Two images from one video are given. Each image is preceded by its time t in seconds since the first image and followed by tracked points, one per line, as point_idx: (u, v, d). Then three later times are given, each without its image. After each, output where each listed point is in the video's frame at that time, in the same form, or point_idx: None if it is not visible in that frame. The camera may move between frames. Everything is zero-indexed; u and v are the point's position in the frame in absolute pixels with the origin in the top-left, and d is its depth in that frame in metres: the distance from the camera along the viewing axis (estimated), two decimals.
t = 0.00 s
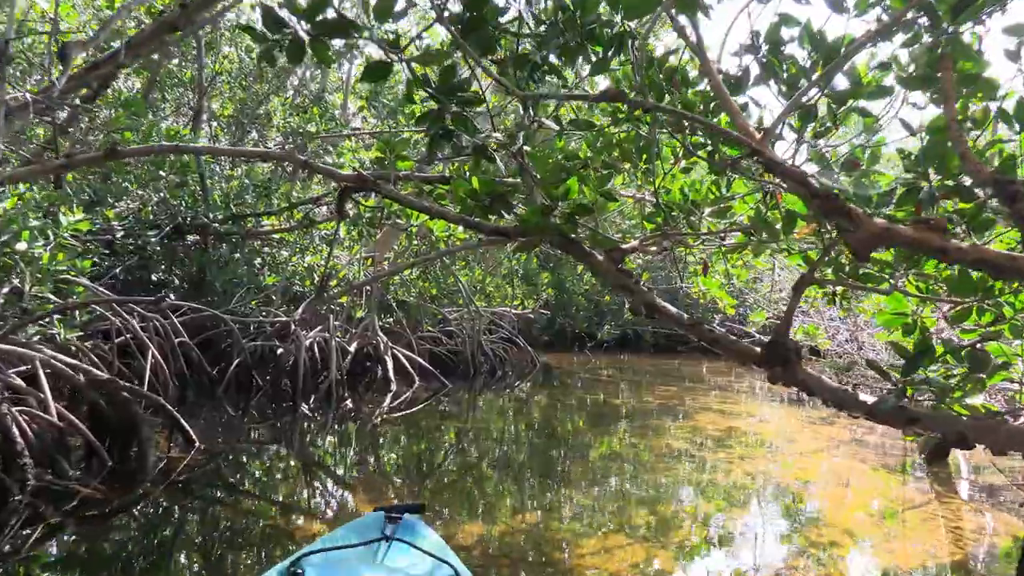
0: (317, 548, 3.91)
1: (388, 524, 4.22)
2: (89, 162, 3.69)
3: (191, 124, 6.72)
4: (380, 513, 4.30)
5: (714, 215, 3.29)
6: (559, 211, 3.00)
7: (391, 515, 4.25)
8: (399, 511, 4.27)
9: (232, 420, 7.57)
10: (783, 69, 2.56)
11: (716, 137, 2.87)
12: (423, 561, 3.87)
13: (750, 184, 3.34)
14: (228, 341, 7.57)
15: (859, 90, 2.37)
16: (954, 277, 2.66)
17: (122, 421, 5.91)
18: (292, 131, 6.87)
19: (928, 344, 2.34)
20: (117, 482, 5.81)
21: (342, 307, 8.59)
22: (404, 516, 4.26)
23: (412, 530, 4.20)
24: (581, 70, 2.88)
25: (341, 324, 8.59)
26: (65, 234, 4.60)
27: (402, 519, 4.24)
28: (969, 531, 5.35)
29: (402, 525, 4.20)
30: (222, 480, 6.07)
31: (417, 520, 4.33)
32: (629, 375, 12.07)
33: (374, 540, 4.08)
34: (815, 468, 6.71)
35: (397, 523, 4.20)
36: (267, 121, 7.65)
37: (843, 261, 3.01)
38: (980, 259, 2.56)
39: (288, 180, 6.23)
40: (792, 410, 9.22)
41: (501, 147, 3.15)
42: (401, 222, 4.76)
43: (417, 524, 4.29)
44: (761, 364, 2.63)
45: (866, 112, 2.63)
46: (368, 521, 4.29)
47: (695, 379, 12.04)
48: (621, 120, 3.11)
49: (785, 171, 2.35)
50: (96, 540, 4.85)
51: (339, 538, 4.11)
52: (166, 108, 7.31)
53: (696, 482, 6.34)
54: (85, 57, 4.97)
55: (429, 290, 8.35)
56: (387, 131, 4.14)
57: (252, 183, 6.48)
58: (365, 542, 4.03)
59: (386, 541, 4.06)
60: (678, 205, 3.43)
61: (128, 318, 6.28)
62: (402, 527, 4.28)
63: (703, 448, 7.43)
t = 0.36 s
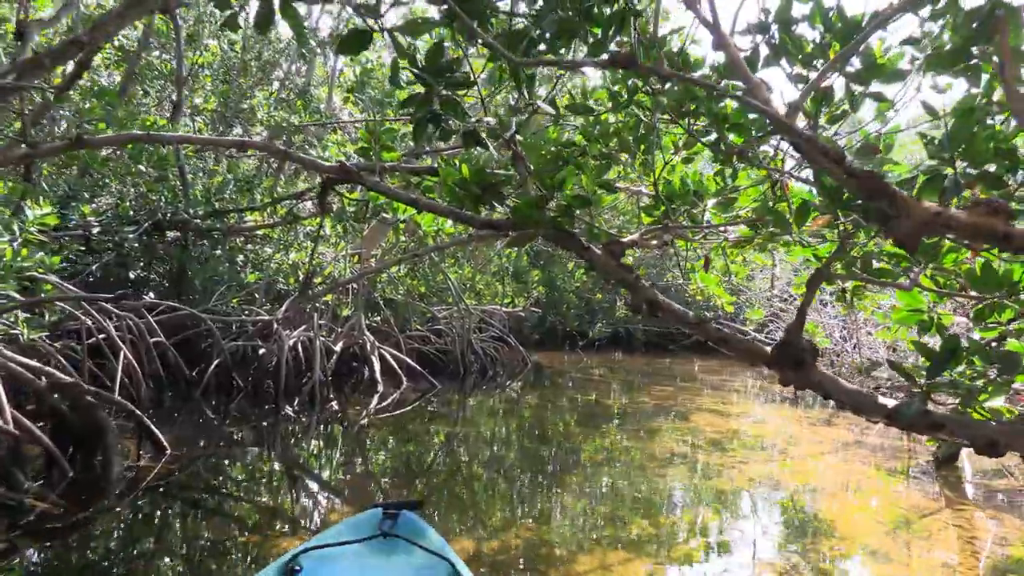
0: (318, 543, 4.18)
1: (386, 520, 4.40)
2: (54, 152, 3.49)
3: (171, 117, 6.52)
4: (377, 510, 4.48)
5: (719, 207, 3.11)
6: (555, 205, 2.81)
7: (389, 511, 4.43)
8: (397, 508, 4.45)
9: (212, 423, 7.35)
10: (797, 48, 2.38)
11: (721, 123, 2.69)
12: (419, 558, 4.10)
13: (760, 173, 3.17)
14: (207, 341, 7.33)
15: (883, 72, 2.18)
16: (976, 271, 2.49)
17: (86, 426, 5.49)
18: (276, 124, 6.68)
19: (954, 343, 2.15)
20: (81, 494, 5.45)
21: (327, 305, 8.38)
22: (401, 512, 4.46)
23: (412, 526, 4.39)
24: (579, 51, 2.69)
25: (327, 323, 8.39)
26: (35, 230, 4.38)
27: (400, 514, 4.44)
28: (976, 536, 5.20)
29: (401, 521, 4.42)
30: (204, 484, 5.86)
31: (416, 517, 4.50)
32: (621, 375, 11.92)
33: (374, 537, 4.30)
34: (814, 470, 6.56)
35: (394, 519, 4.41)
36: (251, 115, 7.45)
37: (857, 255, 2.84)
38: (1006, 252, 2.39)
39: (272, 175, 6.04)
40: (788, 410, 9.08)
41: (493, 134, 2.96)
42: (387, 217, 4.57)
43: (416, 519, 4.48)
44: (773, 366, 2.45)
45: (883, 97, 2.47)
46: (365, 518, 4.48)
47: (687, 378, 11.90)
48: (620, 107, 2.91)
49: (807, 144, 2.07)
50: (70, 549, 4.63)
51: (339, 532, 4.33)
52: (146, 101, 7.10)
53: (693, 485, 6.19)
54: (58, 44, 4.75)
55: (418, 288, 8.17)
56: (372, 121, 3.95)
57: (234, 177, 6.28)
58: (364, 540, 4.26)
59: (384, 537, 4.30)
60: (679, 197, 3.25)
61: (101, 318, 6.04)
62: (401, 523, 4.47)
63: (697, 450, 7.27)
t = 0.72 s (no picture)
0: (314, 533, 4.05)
1: (386, 508, 4.26)
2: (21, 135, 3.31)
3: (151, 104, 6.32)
4: (377, 497, 4.35)
5: (724, 191, 2.95)
6: (552, 188, 2.64)
7: (388, 498, 4.30)
8: (396, 495, 4.32)
9: (193, 419, 7.14)
10: (815, 19, 2.18)
11: (729, 101, 2.52)
12: (418, 546, 3.98)
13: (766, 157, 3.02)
14: (188, 335, 7.13)
15: (907, 42, 2.02)
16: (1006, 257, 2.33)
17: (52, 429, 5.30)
18: (260, 110, 6.49)
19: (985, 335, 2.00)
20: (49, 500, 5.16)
21: (314, 298, 8.19)
22: (400, 499, 4.31)
23: (412, 513, 4.25)
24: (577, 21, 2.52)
25: (314, 315, 8.20)
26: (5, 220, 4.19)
27: (399, 502, 4.30)
28: (982, 531, 5.06)
29: (400, 508, 4.27)
30: (187, 480, 5.68)
31: (415, 503, 4.37)
32: (615, 367, 11.78)
33: (374, 525, 4.17)
34: (813, 463, 6.43)
35: (394, 506, 4.27)
36: (235, 103, 7.26)
37: (873, 241, 2.69)
38: None
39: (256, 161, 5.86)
40: (784, 403, 8.95)
41: (485, 111, 2.79)
42: (375, 205, 4.40)
43: (417, 506, 4.33)
44: (787, 361, 2.29)
45: (903, 73, 2.31)
46: (365, 506, 4.36)
47: (681, 371, 11.77)
48: (620, 84, 2.74)
49: (843, 114, 1.84)
50: (47, 548, 4.44)
51: (335, 522, 4.21)
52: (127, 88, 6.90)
53: (690, 478, 6.05)
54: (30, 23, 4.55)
55: (407, 279, 8.00)
56: (358, 102, 3.77)
57: (216, 165, 6.09)
58: (365, 528, 4.14)
59: (383, 525, 4.16)
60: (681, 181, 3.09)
61: (75, 312, 5.82)
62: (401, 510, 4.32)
63: (693, 443, 7.13)
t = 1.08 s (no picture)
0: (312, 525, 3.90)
1: (384, 502, 4.07)
2: None
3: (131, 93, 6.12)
4: (376, 491, 4.14)
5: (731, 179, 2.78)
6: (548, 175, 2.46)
7: (387, 493, 4.10)
8: (395, 490, 4.12)
9: (175, 417, 6.92)
10: None
11: (739, 81, 2.34)
12: (415, 542, 3.82)
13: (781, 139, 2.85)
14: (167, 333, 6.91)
15: (939, 15, 1.78)
16: None
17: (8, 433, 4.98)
18: (244, 100, 6.29)
19: None
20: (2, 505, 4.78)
21: (300, 293, 7.99)
22: (399, 493, 4.11)
23: (410, 508, 4.05)
24: None
25: (301, 311, 8.01)
26: None
27: (399, 496, 4.11)
28: (990, 531, 4.91)
29: (400, 503, 4.08)
30: (170, 480, 5.49)
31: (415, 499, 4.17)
32: (608, 364, 11.62)
33: (372, 519, 3.98)
34: (812, 459, 6.30)
35: (393, 501, 4.07)
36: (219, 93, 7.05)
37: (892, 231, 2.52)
38: None
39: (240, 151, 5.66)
40: (779, 400, 8.82)
41: (478, 92, 2.60)
42: (361, 196, 4.21)
43: (416, 500, 4.14)
44: (803, 361, 2.12)
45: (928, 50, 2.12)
46: (361, 502, 4.13)
47: (674, 367, 11.65)
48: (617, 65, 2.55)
49: (894, 82, 1.89)
50: (21, 550, 4.23)
51: (332, 518, 4.00)
52: (107, 77, 6.68)
53: (687, 477, 5.91)
54: None
55: (397, 274, 7.81)
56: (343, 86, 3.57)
57: (199, 156, 5.88)
58: (362, 522, 3.94)
59: (382, 520, 3.97)
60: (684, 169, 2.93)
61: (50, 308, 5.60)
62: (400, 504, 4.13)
63: (689, 440, 6.99)
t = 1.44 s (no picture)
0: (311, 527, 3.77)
1: (384, 503, 3.94)
2: None
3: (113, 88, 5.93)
4: (375, 493, 4.02)
5: (739, 172, 2.63)
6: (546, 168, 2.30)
7: (387, 493, 3.98)
8: (395, 491, 3.99)
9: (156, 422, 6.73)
10: None
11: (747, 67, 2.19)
12: (416, 545, 3.67)
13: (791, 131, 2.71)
14: (148, 335, 6.72)
15: None
16: None
17: None
18: (229, 95, 6.12)
19: None
20: None
21: (286, 294, 7.81)
22: (399, 494, 3.98)
23: (411, 509, 3.93)
24: None
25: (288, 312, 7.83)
26: None
27: (399, 497, 3.97)
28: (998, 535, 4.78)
29: (400, 503, 3.95)
30: (153, 487, 5.31)
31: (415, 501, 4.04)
32: (601, 365, 11.49)
33: (371, 520, 3.84)
34: (813, 461, 6.17)
35: (393, 502, 3.94)
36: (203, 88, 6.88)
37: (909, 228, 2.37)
38: None
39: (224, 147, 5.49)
40: (775, 401, 8.70)
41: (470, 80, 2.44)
42: (348, 193, 4.05)
43: (415, 502, 4.02)
44: (820, 367, 1.97)
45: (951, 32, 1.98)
46: (361, 503, 4.01)
47: (668, 368, 11.52)
48: (617, 51, 2.39)
49: None
50: None
51: (331, 520, 3.87)
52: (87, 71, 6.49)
53: (685, 480, 5.77)
54: None
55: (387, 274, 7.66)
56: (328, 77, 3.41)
57: (181, 153, 5.70)
58: (362, 522, 3.81)
59: (382, 521, 3.83)
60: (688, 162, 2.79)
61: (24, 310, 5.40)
62: (399, 506, 4.01)
63: (686, 443, 6.85)
